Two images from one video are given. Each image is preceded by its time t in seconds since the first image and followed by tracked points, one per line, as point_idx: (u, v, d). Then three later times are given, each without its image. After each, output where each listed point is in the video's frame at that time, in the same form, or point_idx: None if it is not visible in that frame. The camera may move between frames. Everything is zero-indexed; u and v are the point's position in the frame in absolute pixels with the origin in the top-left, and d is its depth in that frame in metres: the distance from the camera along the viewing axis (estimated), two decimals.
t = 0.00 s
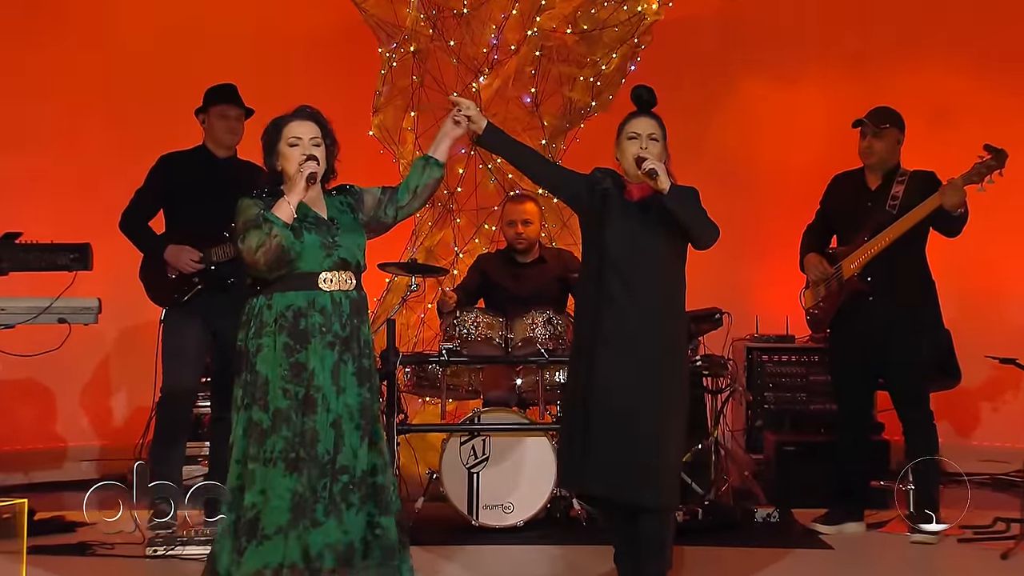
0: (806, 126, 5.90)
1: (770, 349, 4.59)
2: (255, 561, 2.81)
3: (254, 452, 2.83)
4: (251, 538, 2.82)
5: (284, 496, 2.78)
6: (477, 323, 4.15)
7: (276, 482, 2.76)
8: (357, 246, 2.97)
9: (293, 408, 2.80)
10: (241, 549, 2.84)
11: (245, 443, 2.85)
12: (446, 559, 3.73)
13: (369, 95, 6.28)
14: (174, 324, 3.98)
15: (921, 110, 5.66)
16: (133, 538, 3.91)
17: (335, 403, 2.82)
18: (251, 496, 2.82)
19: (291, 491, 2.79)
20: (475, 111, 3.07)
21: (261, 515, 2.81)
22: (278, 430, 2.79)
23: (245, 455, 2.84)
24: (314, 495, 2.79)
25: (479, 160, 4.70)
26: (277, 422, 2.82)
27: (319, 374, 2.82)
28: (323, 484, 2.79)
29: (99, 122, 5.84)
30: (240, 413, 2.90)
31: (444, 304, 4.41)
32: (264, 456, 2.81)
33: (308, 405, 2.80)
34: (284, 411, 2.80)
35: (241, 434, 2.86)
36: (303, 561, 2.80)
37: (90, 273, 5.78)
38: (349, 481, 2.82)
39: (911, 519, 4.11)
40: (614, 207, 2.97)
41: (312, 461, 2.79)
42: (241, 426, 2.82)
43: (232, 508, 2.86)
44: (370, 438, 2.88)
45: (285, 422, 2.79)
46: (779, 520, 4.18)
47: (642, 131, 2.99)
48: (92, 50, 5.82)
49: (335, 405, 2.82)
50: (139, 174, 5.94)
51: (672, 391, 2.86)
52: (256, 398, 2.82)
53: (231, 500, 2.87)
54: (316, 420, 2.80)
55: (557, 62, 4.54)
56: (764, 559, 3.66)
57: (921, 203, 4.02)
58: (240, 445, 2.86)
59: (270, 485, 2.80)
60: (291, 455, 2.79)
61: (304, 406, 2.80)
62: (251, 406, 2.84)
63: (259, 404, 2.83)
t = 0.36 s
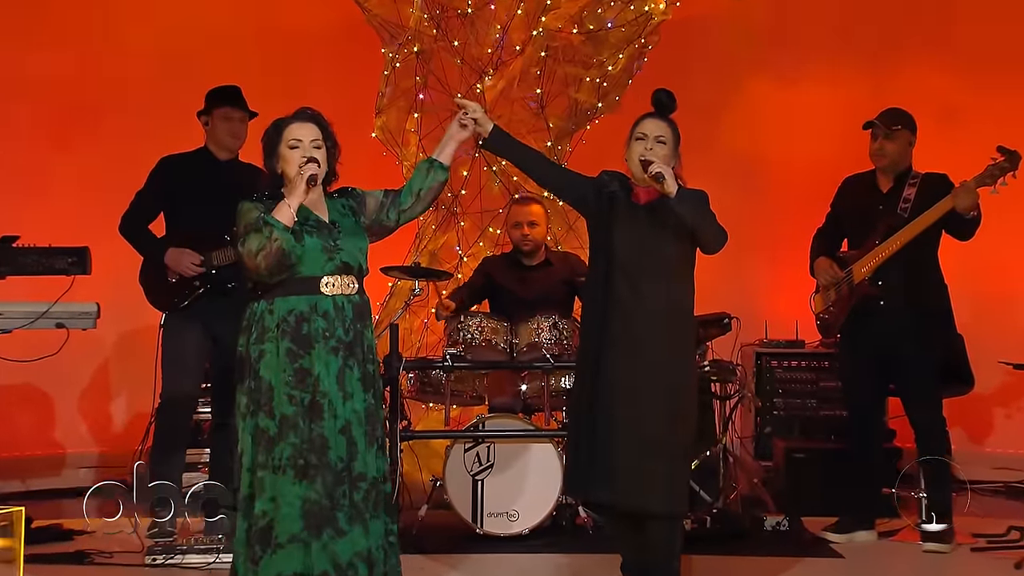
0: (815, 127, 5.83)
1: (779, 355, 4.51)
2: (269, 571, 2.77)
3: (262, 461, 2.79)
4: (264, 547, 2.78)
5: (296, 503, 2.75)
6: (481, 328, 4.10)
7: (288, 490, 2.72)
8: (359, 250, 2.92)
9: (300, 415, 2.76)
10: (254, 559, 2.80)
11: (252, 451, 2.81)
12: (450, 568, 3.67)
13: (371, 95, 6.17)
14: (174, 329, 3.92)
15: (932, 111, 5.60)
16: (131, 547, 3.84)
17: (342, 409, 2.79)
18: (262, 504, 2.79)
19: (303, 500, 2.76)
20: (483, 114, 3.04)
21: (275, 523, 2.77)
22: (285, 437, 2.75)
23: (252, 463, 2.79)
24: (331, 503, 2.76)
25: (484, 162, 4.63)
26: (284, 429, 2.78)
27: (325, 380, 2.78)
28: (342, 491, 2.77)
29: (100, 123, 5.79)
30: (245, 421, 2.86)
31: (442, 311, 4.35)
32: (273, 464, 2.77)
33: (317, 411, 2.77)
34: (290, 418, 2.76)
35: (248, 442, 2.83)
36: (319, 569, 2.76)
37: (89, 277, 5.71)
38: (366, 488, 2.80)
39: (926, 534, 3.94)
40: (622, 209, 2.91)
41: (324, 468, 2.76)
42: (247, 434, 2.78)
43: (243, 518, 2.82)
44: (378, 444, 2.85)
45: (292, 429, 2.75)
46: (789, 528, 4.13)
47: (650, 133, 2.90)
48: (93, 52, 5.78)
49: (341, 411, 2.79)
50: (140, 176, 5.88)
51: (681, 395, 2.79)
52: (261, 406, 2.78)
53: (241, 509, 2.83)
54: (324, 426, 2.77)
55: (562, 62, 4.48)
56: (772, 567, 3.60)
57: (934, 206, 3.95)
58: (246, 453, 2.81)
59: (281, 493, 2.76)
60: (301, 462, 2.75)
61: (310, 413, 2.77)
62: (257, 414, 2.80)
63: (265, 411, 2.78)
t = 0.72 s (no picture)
0: (824, 128, 5.75)
1: (790, 360, 4.45)
2: None
3: (267, 469, 2.76)
4: (272, 556, 2.76)
5: (305, 511, 2.73)
6: (486, 333, 4.00)
7: (296, 498, 2.71)
8: (363, 254, 2.87)
9: (304, 422, 2.74)
10: (263, 568, 2.78)
11: (255, 459, 2.77)
12: None
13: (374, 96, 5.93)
14: (173, 335, 3.84)
15: (943, 112, 5.55)
16: (129, 556, 3.76)
17: (347, 416, 2.77)
18: (271, 512, 2.77)
19: (312, 507, 2.74)
20: (487, 117, 3.02)
21: (285, 532, 2.75)
22: (291, 445, 2.73)
23: (255, 471, 2.76)
24: (341, 510, 2.75)
25: (489, 163, 4.55)
26: (288, 437, 2.75)
27: (329, 386, 2.76)
28: (351, 499, 2.76)
29: (100, 125, 5.71)
30: (245, 429, 2.81)
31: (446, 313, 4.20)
32: (278, 471, 2.75)
33: (322, 419, 2.74)
34: (295, 425, 2.73)
35: (249, 449, 2.79)
36: None
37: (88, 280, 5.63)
38: (374, 494, 2.79)
39: (937, 536, 3.94)
40: (627, 213, 2.82)
41: (332, 475, 2.74)
42: (251, 442, 2.74)
43: (248, 528, 2.78)
44: (383, 450, 2.84)
45: (298, 436, 2.73)
46: (799, 537, 4.00)
47: (654, 135, 2.86)
48: (93, 51, 5.66)
49: (346, 418, 2.77)
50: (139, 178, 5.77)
51: (688, 401, 2.72)
52: (265, 413, 2.75)
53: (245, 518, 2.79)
54: (330, 434, 2.74)
55: (568, 61, 4.41)
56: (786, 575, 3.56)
57: (946, 207, 3.87)
58: (247, 462, 2.77)
59: (289, 502, 2.74)
60: (307, 470, 2.73)
61: (315, 420, 2.74)
62: (260, 421, 2.76)
63: (268, 418, 2.76)
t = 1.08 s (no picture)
0: (835, 128, 5.66)
1: (799, 365, 4.39)
2: None
3: (266, 477, 2.71)
4: (269, 565, 2.71)
5: (303, 520, 2.68)
6: (490, 338, 3.95)
7: (294, 507, 2.65)
8: (366, 257, 2.83)
9: (305, 429, 2.69)
10: None
11: (255, 467, 2.72)
12: None
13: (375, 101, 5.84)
14: (172, 339, 3.78)
15: (959, 112, 5.45)
16: (127, 564, 3.68)
17: (349, 423, 2.72)
18: (268, 522, 2.71)
19: (310, 517, 2.69)
20: (489, 118, 3.03)
21: (282, 541, 2.70)
22: (291, 452, 2.67)
23: (255, 480, 2.71)
24: (338, 519, 2.69)
25: (493, 165, 4.47)
26: (288, 444, 2.70)
27: (331, 393, 2.71)
28: (349, 508, 2.71)
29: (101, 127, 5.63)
30: (245, 436, 2.76)
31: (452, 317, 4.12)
32: (278, 480, 2.70)
33: (324, 426, 2.69)
34: (296, 432, 2.68)
35: (249, 457, 2.74)
36: None
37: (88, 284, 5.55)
38: (373, 504, 2.73)
39: (950, 546, 3.84)
40: (632, 215, 2.86)
41: (331, 484, 2.69)
42: (251, 450, 2.69)
43: (247, 537, 2.73)
44: (383, 459, 2.79)
45: (298, 444, 2.68)
46: (809, 546, 3.94)
47: (660, 138, 2.91)
48: (92, 49, 5.48)
49: (349, 425, 2.72)
50: (140, 179, 5.60)
51: (694, 402, 2.75)
52: (266, 419, 2.70)
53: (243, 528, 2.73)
54: (332, 441, 2.69)
55: (574, 61, 4.33)
56: None
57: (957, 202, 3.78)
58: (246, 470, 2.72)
59: (287, 511, 2.68)
60: (307, 478, 2.68)
61: (316, 427, 2.69)
62: (260, 428, 2.72)
63: (269, 425, 2.71)
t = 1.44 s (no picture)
0: (844, 129, 5.59)
1: (809, 371, 4.31)
2: None
3: (265, 484, 2.72)
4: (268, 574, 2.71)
5: (300, 528, 2.68)
6: (495, 341, 3.88)
7: (292, 514, 2.66)
8: (367, 260, 2.83)
9: (305, 435, 2.69)
10: None
11: (255, 474, 2.73)
12: None
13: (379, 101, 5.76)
14: (169, 344, 3.72)
15: (972, 114, 5.34)
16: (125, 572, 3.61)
17: (349, 429, 2.72)
18: (265, 530, 2.72)
19: (308, 525, 2.69)
20: (491, 119, 3.00)
21: (280, 549, 2.70)
22: (289, 459, 2.68)
23: (254, 487, 2.72)
24: (337, 527, 2.70)
25: (497, 166, 4.40)
26: (288, 451, 2.71)
27: (331, 399, 2.71)
28: (347, 516, 2.71)
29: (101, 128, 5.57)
30: (245, 441, 2.77)
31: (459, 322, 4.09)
32: (277, 487, 2.70)
33: (323, 433, 2.70)
34: (295, 438, 2.69)
35: (249, 463, 2.75)
36: None
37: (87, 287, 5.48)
38: (371, 511, 2.73)
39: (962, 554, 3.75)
40: (637, 218, 2.92)
41: (330, 491, 2.69)
42: (251, 456, 2.70)
43: (247, 545, 2.74)
44: (384, 465, 2.78)
45: (297, 450, 2.68)
46: (819, 554, 3.86)
47: (667, 139, 2.92)
48: (91, 47, 5.38)
49: (348, 431, 2.72)
50: (139, 180, 5.52)
51: (697, 401, 2.79)
52: (266, 425, 2.71)
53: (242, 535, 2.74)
54: (331, 448, 2.70)
55: (580, 61, 4.26)
56: None
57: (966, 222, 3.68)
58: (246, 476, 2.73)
59: (284, 518, 2.69)
60: (306, 485, 2.69)
61: (315, 433, 2.70)
62: (260, 435, 2.72)
63: (268, 432, 2.72)
